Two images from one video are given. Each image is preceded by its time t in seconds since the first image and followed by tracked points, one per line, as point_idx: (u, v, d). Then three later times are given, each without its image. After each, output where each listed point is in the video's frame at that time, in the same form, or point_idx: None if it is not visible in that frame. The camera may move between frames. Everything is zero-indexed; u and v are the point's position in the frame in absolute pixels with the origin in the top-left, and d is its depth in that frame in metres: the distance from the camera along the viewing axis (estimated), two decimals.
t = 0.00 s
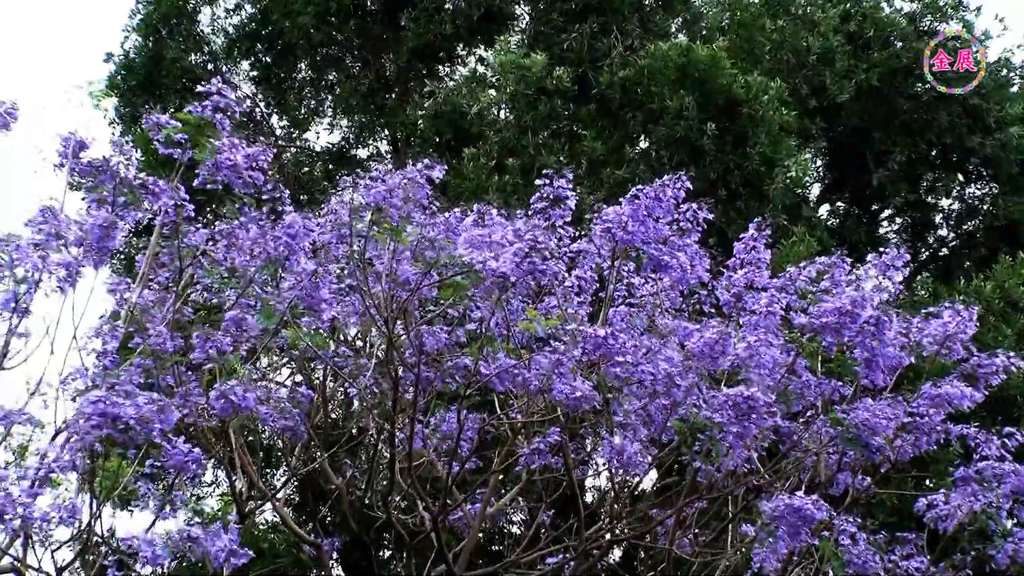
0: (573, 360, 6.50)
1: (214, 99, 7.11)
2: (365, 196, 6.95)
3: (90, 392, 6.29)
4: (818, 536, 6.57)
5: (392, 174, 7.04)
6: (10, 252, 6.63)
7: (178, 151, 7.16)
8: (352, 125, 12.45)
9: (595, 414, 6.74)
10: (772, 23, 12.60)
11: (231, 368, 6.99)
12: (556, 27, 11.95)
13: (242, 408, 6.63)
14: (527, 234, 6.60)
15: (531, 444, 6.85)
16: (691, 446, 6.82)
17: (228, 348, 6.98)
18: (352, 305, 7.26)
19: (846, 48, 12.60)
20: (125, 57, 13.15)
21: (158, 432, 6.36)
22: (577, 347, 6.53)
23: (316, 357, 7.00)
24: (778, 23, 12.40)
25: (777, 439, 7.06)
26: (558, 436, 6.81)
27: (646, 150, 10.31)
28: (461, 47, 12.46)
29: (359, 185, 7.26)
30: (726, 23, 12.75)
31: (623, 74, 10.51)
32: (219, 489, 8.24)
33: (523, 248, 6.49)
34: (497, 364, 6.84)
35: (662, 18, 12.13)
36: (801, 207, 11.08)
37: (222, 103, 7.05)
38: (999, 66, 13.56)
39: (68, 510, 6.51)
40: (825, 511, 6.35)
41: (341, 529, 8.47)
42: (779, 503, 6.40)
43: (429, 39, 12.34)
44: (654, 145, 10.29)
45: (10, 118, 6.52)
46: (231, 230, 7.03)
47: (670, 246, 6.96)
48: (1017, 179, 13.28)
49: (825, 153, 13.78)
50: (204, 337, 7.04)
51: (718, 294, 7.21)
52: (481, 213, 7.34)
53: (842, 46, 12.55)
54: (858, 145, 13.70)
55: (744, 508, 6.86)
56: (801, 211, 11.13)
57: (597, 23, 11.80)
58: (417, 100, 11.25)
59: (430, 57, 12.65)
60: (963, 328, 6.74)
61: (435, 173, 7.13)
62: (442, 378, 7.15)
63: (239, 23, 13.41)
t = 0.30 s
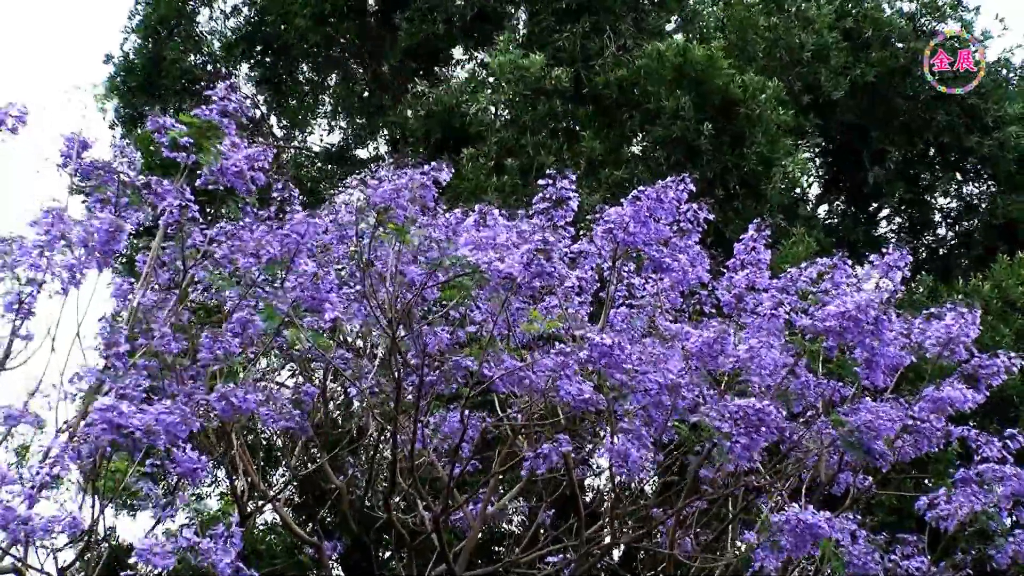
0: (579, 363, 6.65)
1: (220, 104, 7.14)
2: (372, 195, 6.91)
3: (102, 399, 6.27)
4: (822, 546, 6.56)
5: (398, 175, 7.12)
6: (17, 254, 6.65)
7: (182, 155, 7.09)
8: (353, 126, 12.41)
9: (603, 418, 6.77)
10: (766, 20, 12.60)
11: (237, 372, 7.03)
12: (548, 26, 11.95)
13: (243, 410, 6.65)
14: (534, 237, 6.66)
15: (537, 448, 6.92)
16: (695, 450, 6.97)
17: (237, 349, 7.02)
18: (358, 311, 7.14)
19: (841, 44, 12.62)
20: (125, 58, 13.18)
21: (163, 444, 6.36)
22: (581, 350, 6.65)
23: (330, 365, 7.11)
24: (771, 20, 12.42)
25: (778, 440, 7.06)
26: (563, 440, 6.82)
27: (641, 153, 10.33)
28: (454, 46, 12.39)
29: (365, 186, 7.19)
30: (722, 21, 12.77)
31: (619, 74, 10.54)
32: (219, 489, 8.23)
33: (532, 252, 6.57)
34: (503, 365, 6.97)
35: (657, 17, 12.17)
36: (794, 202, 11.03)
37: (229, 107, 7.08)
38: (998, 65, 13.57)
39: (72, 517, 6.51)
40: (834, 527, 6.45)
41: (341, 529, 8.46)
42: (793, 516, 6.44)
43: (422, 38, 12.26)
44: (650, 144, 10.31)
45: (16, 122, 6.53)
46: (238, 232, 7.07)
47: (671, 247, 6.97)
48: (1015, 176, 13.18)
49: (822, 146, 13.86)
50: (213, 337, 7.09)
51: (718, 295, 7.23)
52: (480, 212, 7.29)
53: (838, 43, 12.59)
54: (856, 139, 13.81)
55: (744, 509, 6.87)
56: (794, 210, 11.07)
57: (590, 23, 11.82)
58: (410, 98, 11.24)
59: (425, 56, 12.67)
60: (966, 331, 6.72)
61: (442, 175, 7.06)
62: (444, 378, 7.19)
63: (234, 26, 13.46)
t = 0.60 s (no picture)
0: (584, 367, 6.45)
1: (214, 98, 6.91)
2: (370, 192, 6.71)
3: (80, 402, 6.04)
4: (831, 552, 6.35)
5: (398, 171, 6.85)
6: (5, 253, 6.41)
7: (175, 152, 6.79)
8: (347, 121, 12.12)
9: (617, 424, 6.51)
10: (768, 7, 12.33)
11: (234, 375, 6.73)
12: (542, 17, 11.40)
13: (241, 416, 6.43)
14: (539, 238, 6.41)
15: (539, 455, 6.75)
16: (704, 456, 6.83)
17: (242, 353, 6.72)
18: (355, 310, 6.96)
19: (847, 33, 12.45)
20: (113, 51, 13.08)
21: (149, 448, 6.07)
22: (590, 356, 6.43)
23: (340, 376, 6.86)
24: (774, 9, 12.19)
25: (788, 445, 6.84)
26: (565, 445, 6.63)
27: (642, 149, 10.07)
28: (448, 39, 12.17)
29: (363, 182, 7.08)
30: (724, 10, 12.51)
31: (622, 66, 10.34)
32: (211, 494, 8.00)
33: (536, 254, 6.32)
34: (506, 369, 6.77)
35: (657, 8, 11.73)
36: (802, 200, 10.63)
37: (223, 100, 6.84)
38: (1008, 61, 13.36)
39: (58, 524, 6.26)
40: (842, 533, 6.25)
41: (336, 535, 8.24)
42: (799, 520, 6.20)
43: (415, 31, 12.05)
44: (651, 139, 10.13)
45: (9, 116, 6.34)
46: (234, 230, 6.77)
47: (677, 245, 6.78)
48: None
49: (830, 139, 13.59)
50: (216, 342, 6.62)
51: (728, 295, 6.96)
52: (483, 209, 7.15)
53: (845, 31, 12.42)
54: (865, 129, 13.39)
55: (754, 515, 6.64)
56: (801, 206, 10.66)
57: (585, 14, 11.37)
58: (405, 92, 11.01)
59: (417, 50, 12.41)
60: (981, 333, 6.50)
61: (441, 172, 6.92)
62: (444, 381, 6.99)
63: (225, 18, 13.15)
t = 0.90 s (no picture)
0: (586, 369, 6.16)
1: (199, 89, 6.60)
2: (362, 189, 6.40)
3: (56, 404, 5.73)
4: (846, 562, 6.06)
5: (391, 167, 6.54)
6: None
7: (158, 145, 6.50)
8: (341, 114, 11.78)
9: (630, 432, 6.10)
10: None
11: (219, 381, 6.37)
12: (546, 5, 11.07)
13: (229, 420, 6.12)
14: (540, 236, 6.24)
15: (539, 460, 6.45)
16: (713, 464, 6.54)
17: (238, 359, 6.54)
18: (350, 313, 6.67)
19: (864, 22, 12.17)
20: (96, 42, 12.48)
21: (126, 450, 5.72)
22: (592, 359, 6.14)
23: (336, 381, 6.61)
24: None
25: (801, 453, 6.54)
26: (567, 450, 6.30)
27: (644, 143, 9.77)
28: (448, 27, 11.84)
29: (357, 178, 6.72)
30: None
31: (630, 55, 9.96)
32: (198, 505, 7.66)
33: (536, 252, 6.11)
34: (508, 371, 6.51)
35: None
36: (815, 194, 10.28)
37: (209, 91, 6.52)
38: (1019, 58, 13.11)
39: (30, 533, 5.89)
40: (855, 538, 5.99)
41: (329, 548, 7.91)
42: (808, 525, 5.96)
43: (414, 19, 11.65)
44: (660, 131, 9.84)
45: None
46: (219, 229, 6.38)
47: (686, 244, 6.47)
48: None
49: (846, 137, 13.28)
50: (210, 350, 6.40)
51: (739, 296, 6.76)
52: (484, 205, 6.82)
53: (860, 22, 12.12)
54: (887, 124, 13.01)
55: (766, 527, 6.33)
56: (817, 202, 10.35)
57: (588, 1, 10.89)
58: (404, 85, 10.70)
59: (415, 35, 11.95)
60: (1006, 337, 6.21)
61: (437, 166, 6.62)
62: (442, 386, 6.67)
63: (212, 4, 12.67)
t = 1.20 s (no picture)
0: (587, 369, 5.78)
1: (181, 77, 6.29)
2: (348, 182, 5.98)
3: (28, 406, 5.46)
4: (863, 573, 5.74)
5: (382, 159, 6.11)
6: None
7: (139, 136, 6.25)
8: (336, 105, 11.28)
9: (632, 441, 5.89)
10: None
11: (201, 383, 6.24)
12: None
13: (207, 426, 5.86)
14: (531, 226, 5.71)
15: (540, 470, 6.16)
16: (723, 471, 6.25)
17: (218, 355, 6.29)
18: (343, 313, 6.42)
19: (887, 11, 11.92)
20: (75, 26, 11.52)
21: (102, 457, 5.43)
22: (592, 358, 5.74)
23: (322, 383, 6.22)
24: None
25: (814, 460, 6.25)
26: (569, 460, 6.02)
27: (650, 138, 9.37)
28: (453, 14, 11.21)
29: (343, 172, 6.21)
30: None
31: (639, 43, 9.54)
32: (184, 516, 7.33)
33: (529, 242, 5.68)
34: (510, 373, 6.21)
35: None
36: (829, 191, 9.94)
37: (191, 79, 6.21)
38: None
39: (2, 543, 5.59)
40: (874, 548, 5.65)
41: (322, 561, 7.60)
42: (825, 533, 5.66)
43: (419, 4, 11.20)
44: (668, 124, 9.44)
45: None
46: (205, 223, 6.09)
47: (696, 241, 6.16)
48: None
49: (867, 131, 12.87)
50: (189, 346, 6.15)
51: (750, 295, 6.42)
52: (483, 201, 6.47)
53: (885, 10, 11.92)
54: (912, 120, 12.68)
55: (779, 538, 6.03)
56: (832, 197, 9.97)
57: None
58: (398, 73, 10.28)
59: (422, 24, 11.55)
60: None
61: (429, 159, 6.19)
62: (438, 391, 6.34)
63: None
